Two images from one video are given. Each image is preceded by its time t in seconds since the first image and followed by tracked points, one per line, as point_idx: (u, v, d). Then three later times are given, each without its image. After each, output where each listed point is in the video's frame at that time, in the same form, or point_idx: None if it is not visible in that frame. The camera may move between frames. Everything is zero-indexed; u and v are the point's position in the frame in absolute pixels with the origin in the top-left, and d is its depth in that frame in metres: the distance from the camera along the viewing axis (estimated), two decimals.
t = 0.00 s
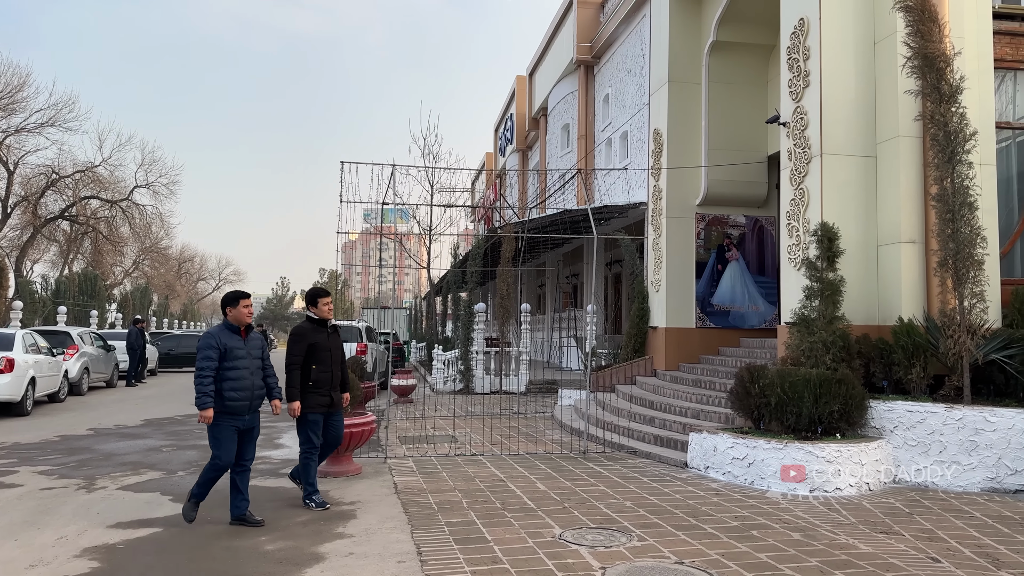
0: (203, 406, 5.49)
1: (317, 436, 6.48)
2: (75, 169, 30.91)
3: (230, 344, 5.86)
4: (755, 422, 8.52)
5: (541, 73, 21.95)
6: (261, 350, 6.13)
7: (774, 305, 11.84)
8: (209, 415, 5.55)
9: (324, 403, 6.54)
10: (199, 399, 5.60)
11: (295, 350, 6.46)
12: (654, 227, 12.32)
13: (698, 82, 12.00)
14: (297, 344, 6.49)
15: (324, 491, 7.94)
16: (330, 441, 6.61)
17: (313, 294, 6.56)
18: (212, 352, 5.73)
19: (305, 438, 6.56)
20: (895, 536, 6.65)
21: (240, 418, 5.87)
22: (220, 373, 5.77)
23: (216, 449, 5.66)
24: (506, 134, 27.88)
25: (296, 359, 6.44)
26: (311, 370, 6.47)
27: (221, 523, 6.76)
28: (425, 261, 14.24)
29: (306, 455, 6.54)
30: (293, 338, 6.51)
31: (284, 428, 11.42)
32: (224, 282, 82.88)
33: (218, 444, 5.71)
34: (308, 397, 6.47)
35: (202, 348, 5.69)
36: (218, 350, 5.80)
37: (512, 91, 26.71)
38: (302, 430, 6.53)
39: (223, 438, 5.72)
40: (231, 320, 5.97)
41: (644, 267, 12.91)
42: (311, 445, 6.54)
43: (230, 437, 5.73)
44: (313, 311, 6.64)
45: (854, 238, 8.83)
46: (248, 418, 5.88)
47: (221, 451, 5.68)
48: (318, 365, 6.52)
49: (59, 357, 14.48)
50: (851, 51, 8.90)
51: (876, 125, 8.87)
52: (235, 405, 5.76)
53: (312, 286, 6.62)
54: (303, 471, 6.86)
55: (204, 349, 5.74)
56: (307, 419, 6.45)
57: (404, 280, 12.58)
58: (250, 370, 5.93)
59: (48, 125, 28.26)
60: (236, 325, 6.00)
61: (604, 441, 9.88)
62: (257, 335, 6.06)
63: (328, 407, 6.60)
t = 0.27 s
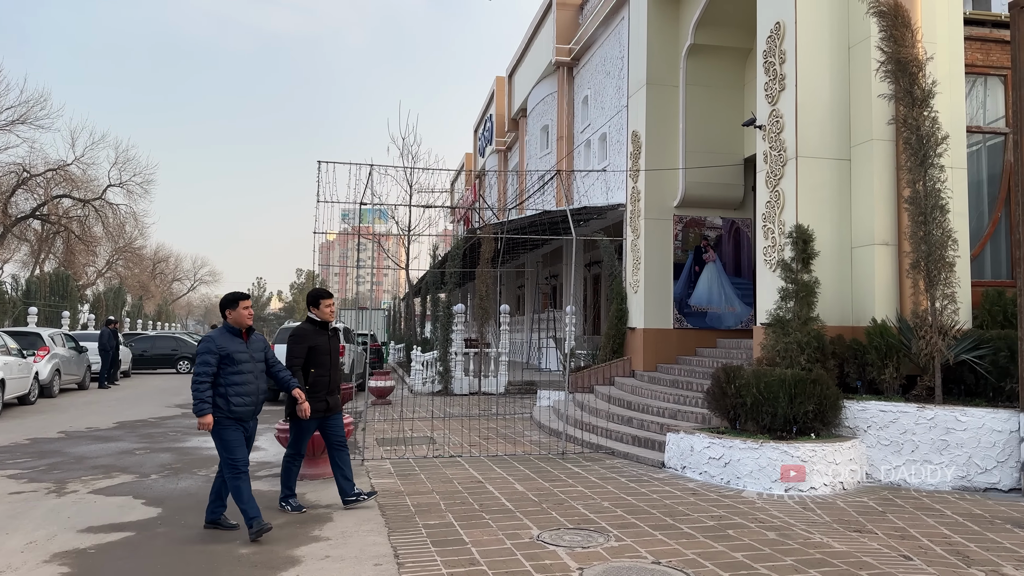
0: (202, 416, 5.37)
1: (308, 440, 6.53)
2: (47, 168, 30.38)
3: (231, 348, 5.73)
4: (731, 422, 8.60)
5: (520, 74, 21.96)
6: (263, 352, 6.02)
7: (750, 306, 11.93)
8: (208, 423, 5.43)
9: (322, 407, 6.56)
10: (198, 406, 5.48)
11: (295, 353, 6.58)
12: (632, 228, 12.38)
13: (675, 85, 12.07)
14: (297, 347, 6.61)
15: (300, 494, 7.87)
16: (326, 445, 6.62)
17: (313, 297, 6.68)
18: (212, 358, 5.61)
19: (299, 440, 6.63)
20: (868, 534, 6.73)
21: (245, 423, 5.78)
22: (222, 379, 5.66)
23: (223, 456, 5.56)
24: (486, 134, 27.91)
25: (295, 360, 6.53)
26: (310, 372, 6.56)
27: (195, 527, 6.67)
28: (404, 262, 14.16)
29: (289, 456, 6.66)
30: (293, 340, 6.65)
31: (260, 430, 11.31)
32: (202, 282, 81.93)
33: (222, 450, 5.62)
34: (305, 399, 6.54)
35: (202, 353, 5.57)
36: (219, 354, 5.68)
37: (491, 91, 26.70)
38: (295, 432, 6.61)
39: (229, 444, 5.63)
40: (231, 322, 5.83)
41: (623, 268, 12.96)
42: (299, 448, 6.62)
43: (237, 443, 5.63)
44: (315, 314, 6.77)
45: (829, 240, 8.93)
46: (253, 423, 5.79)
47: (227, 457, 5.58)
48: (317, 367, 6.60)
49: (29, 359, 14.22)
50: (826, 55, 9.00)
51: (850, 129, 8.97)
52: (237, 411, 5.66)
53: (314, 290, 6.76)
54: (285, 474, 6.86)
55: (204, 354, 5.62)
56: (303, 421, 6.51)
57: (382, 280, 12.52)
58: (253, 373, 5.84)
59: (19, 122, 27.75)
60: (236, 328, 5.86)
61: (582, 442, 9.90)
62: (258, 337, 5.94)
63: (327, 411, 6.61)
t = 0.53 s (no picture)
0: (217, 415, 5.22)
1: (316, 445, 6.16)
2: (15, 165, 29.78)
3: (234, 346, 5.57)
4: (706, 421, 8.67)
5: (498, 74, 21.97)
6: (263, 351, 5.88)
7: (725, 307, 12.04)
8: (219, 423, 5.26)
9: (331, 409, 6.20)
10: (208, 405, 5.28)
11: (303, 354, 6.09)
12: (609, 229, 12.42)
13: (652, 88, 12.14)
14: (305, 348, 6.12)
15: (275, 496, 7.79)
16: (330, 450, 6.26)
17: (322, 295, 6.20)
18: (218, 355, 5.44)
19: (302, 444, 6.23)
20: (840, 533, 6.81)
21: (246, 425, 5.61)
22: (226, 378, 5.49)
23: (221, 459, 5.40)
24: (463, 134, 27.88)
25: (305, 362, 6.05)
26: (319, 375, 6.12)
27: (166, 530, 6.57)
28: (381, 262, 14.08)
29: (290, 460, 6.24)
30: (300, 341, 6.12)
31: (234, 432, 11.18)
32: (176, 282, 80.88)
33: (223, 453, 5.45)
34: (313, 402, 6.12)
35: (207, 351, 5.39)
36: (222, 352, 5.50)
37: (469, 91, 26.67)
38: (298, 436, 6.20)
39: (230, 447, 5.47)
40: (230, 319, 5.66)
41: (600, 269, 13.00)
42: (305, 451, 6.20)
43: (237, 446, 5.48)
44: (322, 313, 6.27)
45: (802, 242, 9.03)
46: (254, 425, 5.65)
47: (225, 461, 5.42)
48: (326, 369, 6.17)
49: None
50: (799, 60, 9.09)
51: (823, 133, 9.08)
52: (241, 412, 5.51)
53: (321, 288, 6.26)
54: (277, 474, 6.60)
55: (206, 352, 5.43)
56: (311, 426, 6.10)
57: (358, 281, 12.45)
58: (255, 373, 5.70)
59: None
60: (235, 325, 5.69)
61: (559, 443, 9.91)
62: (258, 335, 5.80)
63: (335, 415, 6.24)
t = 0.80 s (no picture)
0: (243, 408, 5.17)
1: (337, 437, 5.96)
2: None
3: (238, 345, 5.51)
4: (681, 423, 8.74)
5: (475, 77, 21.98)
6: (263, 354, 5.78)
7: (700, 309, 12.14)
8: (242, 418, 5.18)
9: (338, 409, 6.02)
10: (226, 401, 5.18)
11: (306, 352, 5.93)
12: (586, 232, 12.47)
13: (628, 92, 12.21)
14: (307, 347, 5.96)
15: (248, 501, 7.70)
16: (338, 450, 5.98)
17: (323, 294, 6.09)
18: (226, 353, 5.37)
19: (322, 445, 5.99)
20: (812, 534, 6.89)
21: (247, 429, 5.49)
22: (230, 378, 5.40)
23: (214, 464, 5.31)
24: (440, 137, 27.85)
25: (308, 362, 5.89)
26: (323, 374, 5.96)
27: (136, 537, 6.46)
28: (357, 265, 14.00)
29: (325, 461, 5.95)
30: (301, 340, 5.97)
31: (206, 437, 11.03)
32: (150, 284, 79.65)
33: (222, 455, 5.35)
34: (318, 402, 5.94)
35: (215, 348, 5.30)
36: (226, 350, 5.42)
37: (446, 93, 26.64)
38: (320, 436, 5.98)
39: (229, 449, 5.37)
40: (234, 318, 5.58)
41: (578, 272, 13.04)
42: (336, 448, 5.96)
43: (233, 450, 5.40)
44: (324, 312, 6.14)
45: (775, 246, 9.14)
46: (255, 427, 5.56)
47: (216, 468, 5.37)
48: (330, 369, 6.01)
49: None
50: (773, 65, 9.18)
51: (796, 138, 9.19)
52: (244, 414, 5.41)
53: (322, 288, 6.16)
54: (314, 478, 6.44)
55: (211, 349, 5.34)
56: (321, 425, 5.89)
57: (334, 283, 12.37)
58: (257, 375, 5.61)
59: None
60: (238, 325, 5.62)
61: (536, 445, 9.92)
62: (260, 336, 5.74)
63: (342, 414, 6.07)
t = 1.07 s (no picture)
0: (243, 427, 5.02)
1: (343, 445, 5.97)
2: None
3: (251, 353, 5.38)
4: (657, 426, 8.79)
5: (453, 80, 21.97)
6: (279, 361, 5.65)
7: (676, 313, 12.21)
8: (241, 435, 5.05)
9: (345, 418, 6.01)
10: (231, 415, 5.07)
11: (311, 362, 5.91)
12: (563, 236, 12.50)
13: (604, 96, 12.27)
14: (313, 356, 5.94)
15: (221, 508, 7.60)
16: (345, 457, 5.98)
17: (329, 302, 6.03)
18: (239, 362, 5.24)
19: (331, 456, 5.99)
20: (786, 535, 6.96)
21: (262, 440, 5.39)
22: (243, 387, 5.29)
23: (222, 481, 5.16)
24: (417, 140, 27.76)
25: (313, 373, 5.89)
26: (329, 384, 5.95)
27: (105, 545, 6.34)
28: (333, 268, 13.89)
29: (337, 473, 5.95)
30: (306, 350, 5.93)
31: (178, 443, 10.87)
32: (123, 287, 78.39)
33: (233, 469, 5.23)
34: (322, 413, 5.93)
35: (227, 357, 5.17)
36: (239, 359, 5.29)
37: (423, 96, 26.57)
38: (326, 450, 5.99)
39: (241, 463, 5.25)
40: (246, 326, 5.46)
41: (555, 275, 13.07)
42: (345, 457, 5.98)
43: (243, 464, 5.27)
44: (328, 321, 6.09)
45: (749, 250, 9.24)
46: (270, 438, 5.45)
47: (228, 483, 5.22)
48: (336, 379, 5.99)
49: None
50: (747, 72, 9.27)
51: (770, 143, 9.30)
52: (258, 425, 5.30)
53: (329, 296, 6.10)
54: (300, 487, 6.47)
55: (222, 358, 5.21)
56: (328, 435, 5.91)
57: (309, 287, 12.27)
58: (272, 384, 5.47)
59: None
60: (251, 332, 5.49)
61: (513, 449, 9.91)
62: (273, 344, 5.60)
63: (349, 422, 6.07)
